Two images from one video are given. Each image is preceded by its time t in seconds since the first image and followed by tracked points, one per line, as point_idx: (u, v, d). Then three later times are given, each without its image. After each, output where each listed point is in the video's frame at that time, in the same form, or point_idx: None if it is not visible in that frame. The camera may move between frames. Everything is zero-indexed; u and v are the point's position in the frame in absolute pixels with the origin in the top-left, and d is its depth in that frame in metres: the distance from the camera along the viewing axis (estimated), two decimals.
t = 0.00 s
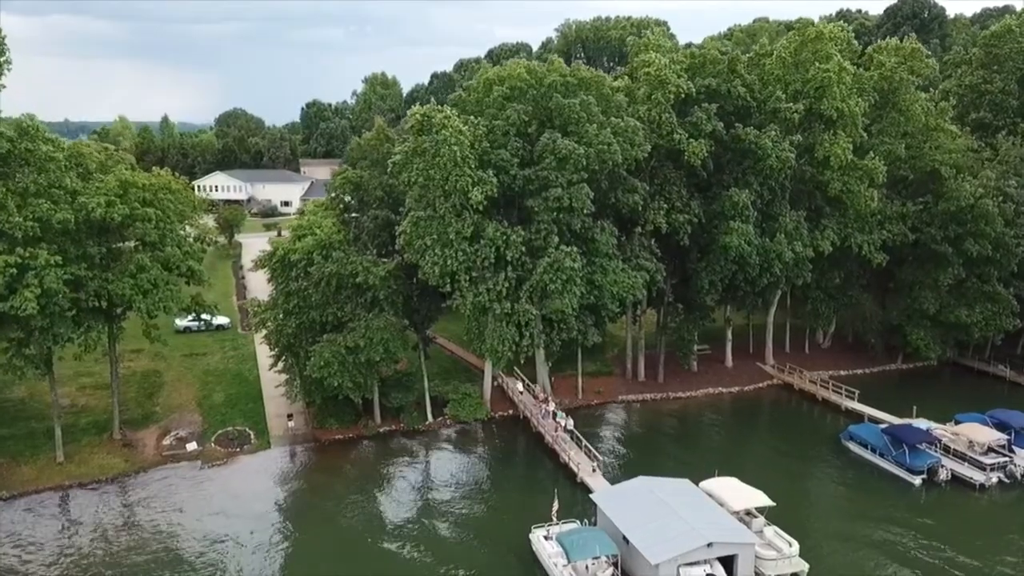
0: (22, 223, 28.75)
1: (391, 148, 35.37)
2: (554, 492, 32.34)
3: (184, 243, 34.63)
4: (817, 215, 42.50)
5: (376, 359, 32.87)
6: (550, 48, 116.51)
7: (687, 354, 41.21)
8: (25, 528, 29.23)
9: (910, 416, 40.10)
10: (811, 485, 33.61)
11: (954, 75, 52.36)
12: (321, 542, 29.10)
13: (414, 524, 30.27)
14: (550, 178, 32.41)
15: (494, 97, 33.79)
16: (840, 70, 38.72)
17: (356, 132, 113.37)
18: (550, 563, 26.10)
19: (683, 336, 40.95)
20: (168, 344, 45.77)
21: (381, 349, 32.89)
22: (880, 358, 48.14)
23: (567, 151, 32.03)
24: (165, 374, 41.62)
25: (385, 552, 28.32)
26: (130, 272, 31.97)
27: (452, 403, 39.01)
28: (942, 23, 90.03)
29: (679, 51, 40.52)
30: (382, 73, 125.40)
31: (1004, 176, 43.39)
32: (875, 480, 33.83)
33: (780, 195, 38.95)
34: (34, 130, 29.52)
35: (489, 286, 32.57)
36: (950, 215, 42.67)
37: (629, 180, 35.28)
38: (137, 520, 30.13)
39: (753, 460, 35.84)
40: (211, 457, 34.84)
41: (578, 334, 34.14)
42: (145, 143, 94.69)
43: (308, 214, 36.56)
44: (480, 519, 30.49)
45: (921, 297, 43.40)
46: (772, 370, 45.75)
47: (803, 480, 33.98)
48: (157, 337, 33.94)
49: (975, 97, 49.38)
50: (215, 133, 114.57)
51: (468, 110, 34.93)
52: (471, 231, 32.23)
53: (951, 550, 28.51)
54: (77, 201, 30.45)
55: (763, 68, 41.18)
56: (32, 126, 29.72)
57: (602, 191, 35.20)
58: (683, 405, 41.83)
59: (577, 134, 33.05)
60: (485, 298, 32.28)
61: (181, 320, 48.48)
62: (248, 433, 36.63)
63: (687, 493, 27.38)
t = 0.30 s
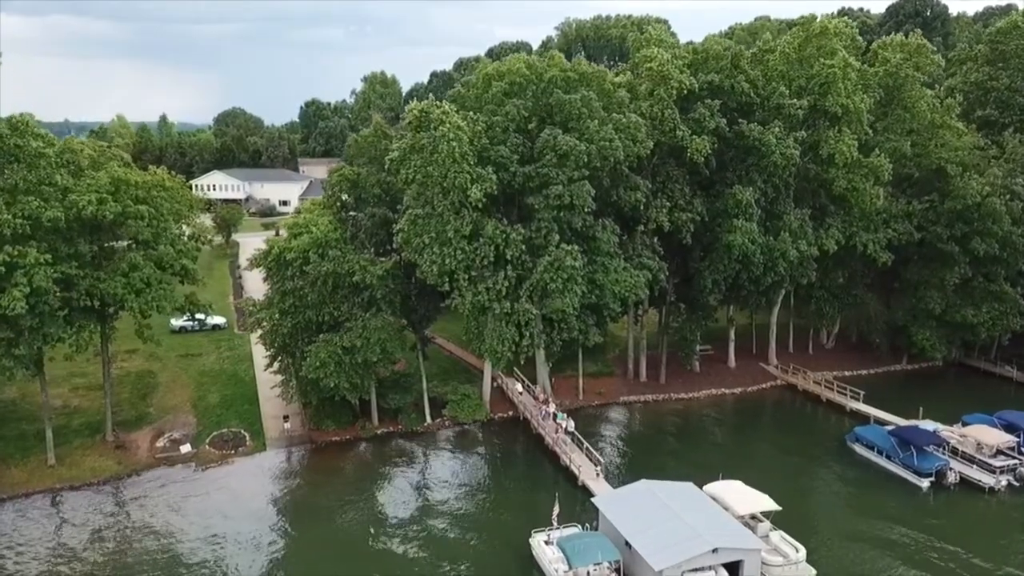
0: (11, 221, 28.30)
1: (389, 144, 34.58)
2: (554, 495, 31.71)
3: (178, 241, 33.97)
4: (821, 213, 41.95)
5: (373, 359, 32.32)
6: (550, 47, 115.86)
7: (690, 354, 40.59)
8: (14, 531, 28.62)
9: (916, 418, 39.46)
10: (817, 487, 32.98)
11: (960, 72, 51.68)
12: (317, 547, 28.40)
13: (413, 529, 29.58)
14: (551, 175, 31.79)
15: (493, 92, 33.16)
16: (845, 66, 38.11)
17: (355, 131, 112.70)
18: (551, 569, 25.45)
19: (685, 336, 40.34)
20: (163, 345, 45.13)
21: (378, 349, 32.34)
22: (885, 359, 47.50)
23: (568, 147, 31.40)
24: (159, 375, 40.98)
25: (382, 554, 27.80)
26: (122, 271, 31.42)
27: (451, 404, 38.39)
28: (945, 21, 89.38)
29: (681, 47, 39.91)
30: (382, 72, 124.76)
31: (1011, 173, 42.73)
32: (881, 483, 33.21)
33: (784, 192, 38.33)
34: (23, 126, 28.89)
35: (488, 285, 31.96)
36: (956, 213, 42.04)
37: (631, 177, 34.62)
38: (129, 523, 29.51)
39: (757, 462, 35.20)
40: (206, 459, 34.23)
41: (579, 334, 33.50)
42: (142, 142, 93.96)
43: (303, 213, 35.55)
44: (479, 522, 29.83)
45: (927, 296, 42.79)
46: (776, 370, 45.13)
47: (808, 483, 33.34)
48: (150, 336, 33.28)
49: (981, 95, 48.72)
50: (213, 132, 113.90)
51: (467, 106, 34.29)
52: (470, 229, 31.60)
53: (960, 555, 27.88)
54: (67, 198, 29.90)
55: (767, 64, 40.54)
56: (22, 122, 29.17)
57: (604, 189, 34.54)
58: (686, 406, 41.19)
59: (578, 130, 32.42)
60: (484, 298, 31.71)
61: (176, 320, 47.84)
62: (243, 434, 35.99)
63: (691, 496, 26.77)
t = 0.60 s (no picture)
0: None
1: (387, 140, 33.76)
2: (555, 499, 31.02)
3: (171, 239, 33.27)
4: (825, 211, 41.28)
5: (370, 359, 31.66)
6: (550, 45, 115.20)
7: (693, 355, 39.90)
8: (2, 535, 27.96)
9: (923, 419, 38.75)
10: (823, 490, 32.29)
11: (966, 68, 51.00)
12: (312, 552, 27.63)
13: (410, 534, 28.80)
14: (551, 171, 31.11)
15: (492, 87, 32.50)
16: (851, 61, 37.43)
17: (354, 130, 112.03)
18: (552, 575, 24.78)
19: (688, 336, 39.67)
20: (158, 345, 44.48)
21: (375, 349, 31.73)
22: (890, 359, 46.80)
23: (569, 142, 30.72)
24: (153, 376, 40.28)
25: (377, 558, 27.15)
26: (113, 269, 30.76)
27: (450, 405, 37.72)
28: (948, 19, 88.66)
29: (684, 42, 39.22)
30: (381, 71, 124.19)
31: (1019, 171, 42.02)
32: (889, 486, 32.51)
33: (789, 190, 37.65)
34: (11, 121, 28.28)
35: (487, 283, 31.29)
36: (964, 211, 41.35)
37: (633, 174, 33.91)
38: (120, 526, 28.83)
39: (762, 465, 34.50)
40: (199, 461, 33.55)
41: (580, 333, 32.80)
42: (139, 141, 93.22)
43: (299, 210, 34.88)
44: (478, 527, 29.10)
45: (934, 296, 42.12)
46: (780, 371, 44.44)
47: (814, 485, 32.66)
48: (142, 336, 32.56)
49: (987, 91, 47.98)
50: (211, 131, 113.29)
51: (466, 101, 33.58)
52: (469, 226, 30.91)
53: (972, 559, 27.21)
54: (57, 194, 29.27)
55: (771, 59, 39.90)
56: (10, 116, 28.55)
57: (605, 185, 33.83)
58: (688, 407, 40.50)
59: (579, 126, 31.77)
60: (483, 297, 31.04)
61: (172, 320, 47.18)
62: (238, 436, 35.33)
63: (695, 500, 26.08)
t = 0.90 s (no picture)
0: None
1: (384, 134, 32.97)
2: (557, 502, 30.28)
3: (165, 236, 32.44)
4: (831, 208, 40.54)
5: (366, 359, 31.04)
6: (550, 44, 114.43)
7: (696, 355, 39.14)
8: None
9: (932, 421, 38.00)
10: (830, 493, 31.56)
11: (973, 64, 50.22)
12: (307, 558, 26.83)
13: (409, 539, 27.97)
14: (552, 167, 30.49)
15: (492, 80, 31.54)
16: (858, 55, 36.66)
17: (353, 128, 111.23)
18: None
19: (691, 335, 38.93)
20: (152, 344, 43.70)
21: (371, 349, 31.05)
22: (897, 359, 46.03)
23: (570, 137, 29.98)
24: (146, 376, 39.52)
25: (374, 564, 26.39)
26: (103, 267, 30.02)
27: (448, 406, 36.99)
28: (952, 17, 87.87)
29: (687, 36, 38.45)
30: (380, 69, 123.43)
31: None
32: (897, 489, 31.78)
33: (794, 186, 36.91)
34: None
35: (487, 281, 30.55)
36: (972, 208, 40.61)
37: (636, 169, 33.12)
38: (109, 530, 28.08)
39: (767, 468, 33.76)
40: (192, 464, 32.78)
41: (582, 333, 32.01)
42: (137, 139, 92.31)
43: (294, 207, 34.15)
44: (478, 531, 28.33)
45: (941, 295, 41.37)
46: (784, 371, 43.69)
47: (821, 488, 31.91)
48: (133, 336, 31.80)
49: (995, 87, 47.09)
50: (209, 130, 112.51)
51: (464, 95, 32.79)
52: (468, 222, 30.15)
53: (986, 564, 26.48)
54: (45, 190, 28.61)
55: (776, 53, 39.16)
56: None
57: (607, 181, 33.04)
58: (691, 408, 39.75)
59: (580, 120, 31.16)
60: (482, 295, 30.30)
61: (166, 320, 46.42)
62: (232, 438, 34.57)
63: (701, 505, 25.34)
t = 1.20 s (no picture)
0: None
1: (381, 128, 32.15)
2: (558, 506, 29.48)
3: (156, 233, 31.67)
4: (837, 206, 39.76)
5: (362, 359, 30.27)
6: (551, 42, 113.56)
7: (700, 355, 38.34)
8: None
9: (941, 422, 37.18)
10: (839, 497, 30.75)
11: (980, 59, 49.37)
12: (301, 563, 25.99)
13: (406, 545, 26.99)
14: (553, 161, 29.60)
15: (492, 73, 30.66)
16: (866, 48, 35.83)
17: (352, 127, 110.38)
18: None
19: (695, 335, 38.14)
20: (145, 344, 42.89)
21: (368, 349, 30.27)
22: (903, 359, 45.22)
23: (571, 130, 29.23)
24: (139, 377, 38.73)
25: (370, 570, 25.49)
26: (92, 264, 29.23)
27: (446, 407, 36.22)
28: (955, 14, 87.03)
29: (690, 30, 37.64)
30: (380, 68, 122.59)
31: None
32: (907, 492, 31.01)
33: (801, 183, 36.12)
34: None
35: (486, 279, 29.72)
36: (981, 206, 39.82)
37: (639, 165, 32.31)
38: (98, 534, 27.27)
39: (773, 471, 32.97)
40: (184, 466, 31.99)
41: (583, 332, 31.20)
42: (133, 137, 91.44)
43: (289, 204, 33.37)
44: (478, 536, 27.50)
45: (950, 294, 40.56)
46: (789, 372, 42.90)
47: (829, 492, 31.11)
48: (124, 335, 30.99)
49: (1003, 83, 46.10)
50: (207, 128, 111.67)
51: (463, 88, 31.98)
52: (466, 219, 29.38)
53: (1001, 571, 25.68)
54: (31, 184, 27.90)
55: (781, 47, 38.36)
56: None
57: (610, 177, 32.26)
58: (695, 410, 38.95)
59: (582, 113, 30.35)
60: (482, 293, 29.52)
61: (159, 319, 45.63)
62: (225, 440, 33.78)
63: (708, 510, 24.54)
